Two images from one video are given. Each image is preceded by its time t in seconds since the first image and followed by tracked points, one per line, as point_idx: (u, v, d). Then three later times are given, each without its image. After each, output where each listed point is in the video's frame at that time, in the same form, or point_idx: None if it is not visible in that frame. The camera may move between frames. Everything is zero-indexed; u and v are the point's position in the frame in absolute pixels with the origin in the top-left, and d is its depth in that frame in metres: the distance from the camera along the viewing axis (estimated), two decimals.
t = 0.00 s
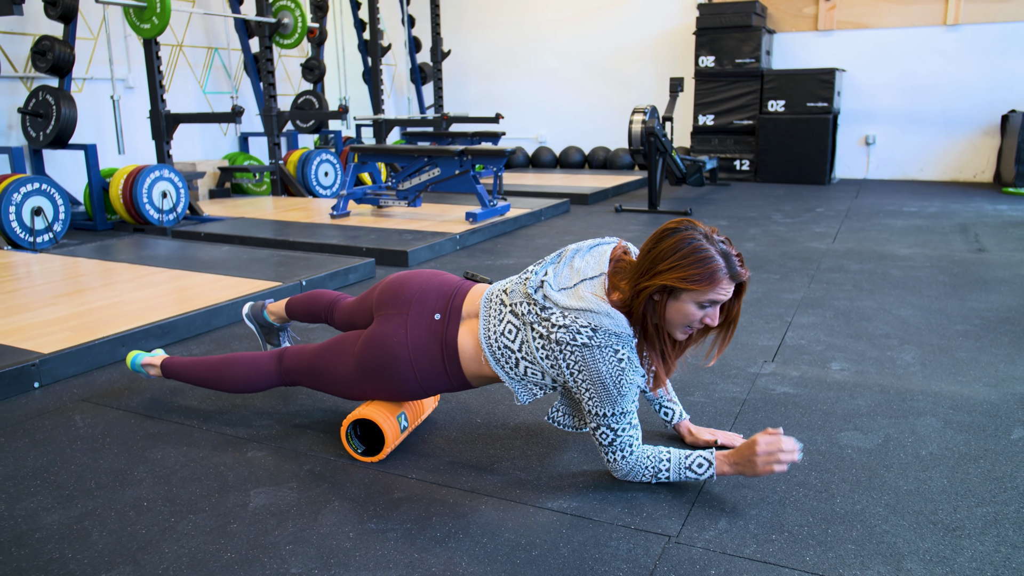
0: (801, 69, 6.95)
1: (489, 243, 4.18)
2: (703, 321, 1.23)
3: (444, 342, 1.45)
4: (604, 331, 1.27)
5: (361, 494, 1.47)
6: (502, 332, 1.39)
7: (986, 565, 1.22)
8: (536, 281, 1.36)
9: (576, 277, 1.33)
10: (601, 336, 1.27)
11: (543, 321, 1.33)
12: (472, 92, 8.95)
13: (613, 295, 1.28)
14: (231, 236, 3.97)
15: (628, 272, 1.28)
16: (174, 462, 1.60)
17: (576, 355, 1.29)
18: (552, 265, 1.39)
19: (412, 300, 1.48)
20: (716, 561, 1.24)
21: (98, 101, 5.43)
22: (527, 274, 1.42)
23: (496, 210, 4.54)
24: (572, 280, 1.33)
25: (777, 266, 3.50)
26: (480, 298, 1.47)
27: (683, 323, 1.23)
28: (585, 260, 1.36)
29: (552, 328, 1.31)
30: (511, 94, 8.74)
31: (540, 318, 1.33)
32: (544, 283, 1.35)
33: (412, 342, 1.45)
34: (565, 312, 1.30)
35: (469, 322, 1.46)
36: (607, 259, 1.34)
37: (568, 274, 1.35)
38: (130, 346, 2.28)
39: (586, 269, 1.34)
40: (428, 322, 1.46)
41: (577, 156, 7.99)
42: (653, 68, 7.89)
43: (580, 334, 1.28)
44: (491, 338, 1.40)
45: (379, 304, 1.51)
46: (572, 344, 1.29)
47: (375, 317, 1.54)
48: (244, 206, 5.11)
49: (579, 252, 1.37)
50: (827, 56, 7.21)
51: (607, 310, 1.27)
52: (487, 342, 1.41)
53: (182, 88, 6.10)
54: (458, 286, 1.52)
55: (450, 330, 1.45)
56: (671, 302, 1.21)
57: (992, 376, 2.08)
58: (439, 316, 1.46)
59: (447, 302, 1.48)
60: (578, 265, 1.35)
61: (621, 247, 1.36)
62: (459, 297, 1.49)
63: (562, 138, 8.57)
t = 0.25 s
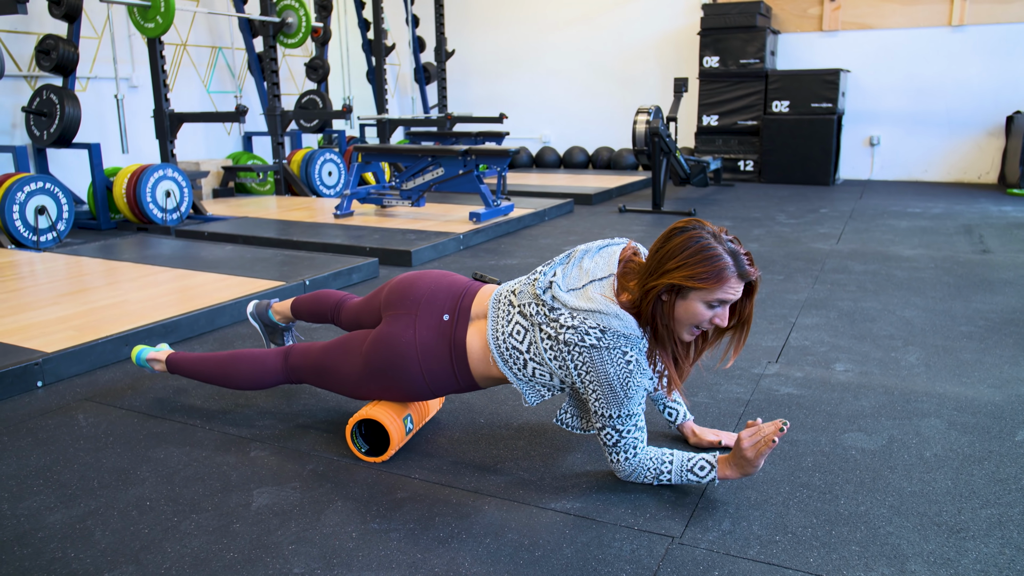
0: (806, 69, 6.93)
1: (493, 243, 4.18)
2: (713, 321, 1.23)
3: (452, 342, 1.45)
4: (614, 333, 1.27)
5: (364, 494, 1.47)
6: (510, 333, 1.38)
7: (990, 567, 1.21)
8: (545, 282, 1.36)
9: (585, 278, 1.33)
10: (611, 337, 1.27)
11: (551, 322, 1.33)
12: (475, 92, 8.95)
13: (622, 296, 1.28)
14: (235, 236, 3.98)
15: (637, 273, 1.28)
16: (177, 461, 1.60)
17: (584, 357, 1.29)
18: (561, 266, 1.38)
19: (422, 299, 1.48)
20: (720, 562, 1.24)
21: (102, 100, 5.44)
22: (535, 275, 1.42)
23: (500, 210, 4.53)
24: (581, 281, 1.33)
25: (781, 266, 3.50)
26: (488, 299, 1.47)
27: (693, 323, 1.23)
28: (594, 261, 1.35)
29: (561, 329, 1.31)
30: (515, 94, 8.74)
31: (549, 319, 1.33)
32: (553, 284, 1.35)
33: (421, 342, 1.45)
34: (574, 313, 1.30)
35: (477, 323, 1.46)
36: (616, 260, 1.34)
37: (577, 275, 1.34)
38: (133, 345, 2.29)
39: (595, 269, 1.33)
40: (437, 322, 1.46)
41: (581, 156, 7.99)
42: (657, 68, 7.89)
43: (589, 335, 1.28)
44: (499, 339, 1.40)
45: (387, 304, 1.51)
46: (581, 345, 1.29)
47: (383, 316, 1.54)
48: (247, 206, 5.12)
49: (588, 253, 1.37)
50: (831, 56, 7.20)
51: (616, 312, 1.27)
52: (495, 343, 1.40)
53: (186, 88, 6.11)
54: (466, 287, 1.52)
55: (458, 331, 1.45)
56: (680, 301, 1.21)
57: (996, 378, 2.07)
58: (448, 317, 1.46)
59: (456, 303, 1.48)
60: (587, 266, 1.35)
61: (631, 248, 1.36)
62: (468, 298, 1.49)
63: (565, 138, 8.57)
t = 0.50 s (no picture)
0: (806, 68, 6.92)
1: (494, 242, 4.18)
2: (712, 316, 1.22)
3: (455, 342, 1.45)
4: (617, 331, 1.26)
5: (365, 494, 1.46)
6: (513, 333, 1.38)
7: (993, 566, 1.21)
8: (549, 282, 1.36)
9: (589, 278, 1.33)
10: (614, 336, 1.26)
11: (555, 321, 1.33)
12: (476, 92, 8.94)
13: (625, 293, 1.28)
14: (236, 236, 3.98)
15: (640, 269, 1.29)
16: (179, 462, 1.60)
17: (586, 356, 1.29)
18: (565, 266, 1.38)
19: (426, 300, 1.48)
20: (722, 561, 1.24)
21: (103, 100, 5.44)
22: (539, 275, 1.42)
23: (501, 209, 4.53)
24: (585, 281, 1.33)
25: (782, 265, 3.49)
26: (492, 300, 1.47)
27: (692, 317, 1.22)
28: (598, 262, 1.35)
29: (564, 328, 1.31)
30: (515, 93, 8.73)
31: (552, 318, 1.33)
32: (556, 283, 1.35)
33: (424, 341, 1.45)
34: (577, 312, 1.30)
35: (481, 323, 1.45)
36: (620, 260, 1.34)
37: (581, 275, 1.34)
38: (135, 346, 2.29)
39: (598, 269, 1.33)
40: (440, 322, 1.46)
41: (582, 155, 7.99)
42: (658, 67, 7.88)
43: (591, 334, 1.27)
44: (502, 339, 1.39)
45: (392, 303, 1.51)
46: (583, 344, 1.28)
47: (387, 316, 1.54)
48: (248, 206, 5.12)
49: (592, 254, 1.37)
50: (832, 55, 7.19)
51: (620, 310, 1.26)
52: (498, 342, 1.40)
53: (186, 88, 6.11)
54: (471, 288, 1.52)
55: (462, 331, 1.45)
56: (679, 294, 1.21)
57: (999, 376, 2.06)
58: (452, 317, 1.46)
59: (460, 304, 1.48)
60: (591, 266, 1.35)
61: (636, 248, 1.36)
62: (472, 300, 1.49)
63: (566, 137, 8.56)
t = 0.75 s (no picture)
0: (807, 67, 6.92)
1: (494, 241, 4.17)
2: (697, 314, 1.21)
3: (456, 340, 1.44)
4: (618, 328, 1.26)
5: (365, 494, 1.46)
6: (514, 329, 1.38)
7: (993, 565, 1.20)
8: (552, 279, 1.36)
9: (591, 276, 1.33)
10: (614, 332, 1.26)
11: (556, 317, 1.33)
12: (476, 90, 8.94)
13: (625, 287, 1.29)
14: (236, 235, 3.98)
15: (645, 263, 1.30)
16: (178, 462, 1.60)
17: (587, 352, 1.28)
18: (567, 264, 1.38)
19: (428, 298, 1.48)
20: (723, 561, 1.24)
21: (102, 99, 5.44)
22: (542, 273, 1.42)
23: (501, 208, 4.53)
24: (587, 279, 1.33)
25: (783, 264, 3.49)
26: (494, 299, 1.47)
27: (676, 312, 1.22)
28: (601, 260, 1.36)
29: (565, 324, 1.31)
30: (516, 92, 8.73)
31: (554, 314, 1.33)
32: (559, 280, 1.35)
33: (425, 339, 1.44)
34: (579, 308, 1.30)
35: (482, 322, 1.45)
36: (623, 260, 1.34)
37: (584, 273, 1.34)
38: (134, 345, 2.29)
39: (601, 267, 1.33)
40: (441, 321, 1.46)
41: (582, 154, 7.98)
42: (658, 66, 7.87)
43: (593, 330, 1.27)
44: (504, 336, 1.39)
45: (394, 301, 1.51)
46: (584, 340, 1.28)
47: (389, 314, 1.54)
48: (248, 204, 5.11)
49: (596, 253, 1.37)
50: (832, 53, 7.18)
51: (622, 309, 1.27)
52: (498, 339, 1.40)
53: (186, 87, 6.11)
54: (473, 288, 1.52)
55: (462, 329, 1.45)
56: (668, 285, 1.22)
57: (999, 375, 2.06)
58: (453, 316, 1.46)
59: (461, 303, 1.48)
60: (593, 265, 1.35)
61: (639, 250, 1.36)
62: (474, 299, 1.49)
63: (566, 135, 8.56)
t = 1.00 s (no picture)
0: (805, 67, 6.92)
1: (493, 242, 4.17)
2: (695, 313, 1.22)
3: (455, 341, 1.44)
4: (616, 328, 1.26)
5: (364, 496, 1.46)
6: (513, 330, 1.38)
7: (992, 566, 1.21)
8: (550, 280, 1.36)
9: (589, 277, 1.33)
10: (612, 333, 1.26)
11: (555, 318, 1.33)
12: (475, 91, 8.94)
13: (622, 286, 1.30)
14: (234, 236, 3.97)
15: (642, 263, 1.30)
16: (177, 464, 1.60)
17: (585, 352, 1.28)
18: (566, 266, 1.38)
19: (428, 299, 1.48)
20: (722, 562, 1.24)
21: (100, 101, 5.43)
22: (541, 274, 1.42)
23: (499, 209, 4.53)
24: (586, 280, 1.33)
25: (781, 264, 3.49)
26: (493, 300, 1.47)
27: (674, 311, 1.22)
28: (600, 261, 1.36)
29: (563, 325, 1.31)
30: (514, 93, 8.73)
31: (552, 315, 1.33)
32: (558, 281, 1.35)
33: (424, 339, 1.44)
34: (577, 308, 1.30)
35: (481, 323, 1.45)
36: (621, 261, 1.35)
37: (582, 274, 1.35)
38: (133, 347, 2.29)
39: (599, 268, 1.34)
40: (441, 322, 1.46)
41: (581, 155, 7.98)
42: (657, 66, 7.88)
43: (591, 330, 1.27)
44: (502, 336, 1.39)
45: (394, 302, 1.51)
46: (582, 340, 1.28)
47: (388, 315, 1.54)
48: (247, 206, 5.11)
49: (594, 255, 1.38)
50: (829, 54, 7.19)
51: (618, 308, 1.27)
52: (497, 340, 1.40)
53: (184, 88, 6.11)
54: (473, 290, 1.52)
55: (462, 330, 1.45)
56: (665, 285, 1.22)
57: (997, 375, 2.06)
58: (453, 316, 1.46)
59: (461, 304, 1.48)
60: (592, 265, 1.35)
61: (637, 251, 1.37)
62: (473, 301, 1.49)
63: (565, 136, 8.56)
